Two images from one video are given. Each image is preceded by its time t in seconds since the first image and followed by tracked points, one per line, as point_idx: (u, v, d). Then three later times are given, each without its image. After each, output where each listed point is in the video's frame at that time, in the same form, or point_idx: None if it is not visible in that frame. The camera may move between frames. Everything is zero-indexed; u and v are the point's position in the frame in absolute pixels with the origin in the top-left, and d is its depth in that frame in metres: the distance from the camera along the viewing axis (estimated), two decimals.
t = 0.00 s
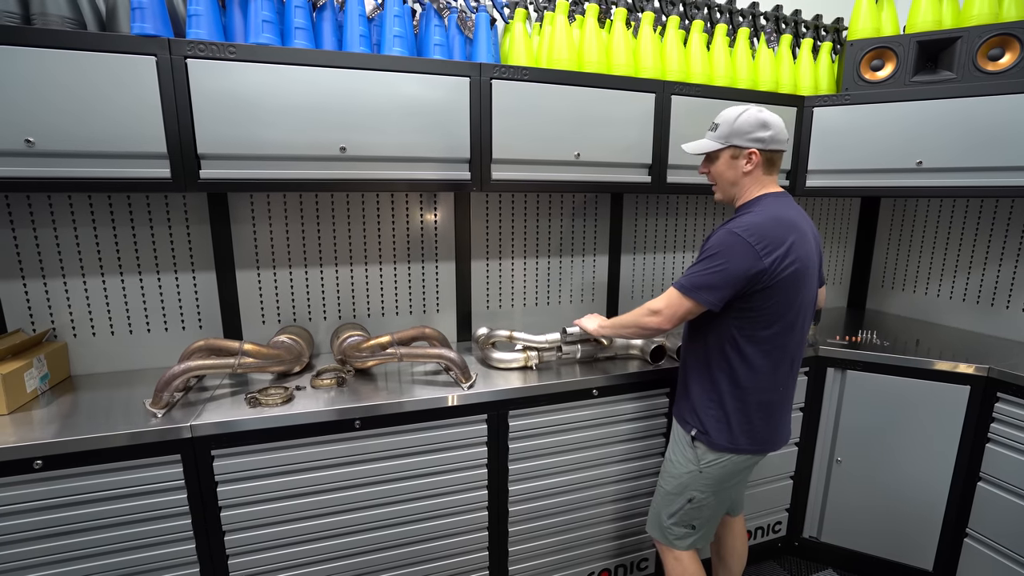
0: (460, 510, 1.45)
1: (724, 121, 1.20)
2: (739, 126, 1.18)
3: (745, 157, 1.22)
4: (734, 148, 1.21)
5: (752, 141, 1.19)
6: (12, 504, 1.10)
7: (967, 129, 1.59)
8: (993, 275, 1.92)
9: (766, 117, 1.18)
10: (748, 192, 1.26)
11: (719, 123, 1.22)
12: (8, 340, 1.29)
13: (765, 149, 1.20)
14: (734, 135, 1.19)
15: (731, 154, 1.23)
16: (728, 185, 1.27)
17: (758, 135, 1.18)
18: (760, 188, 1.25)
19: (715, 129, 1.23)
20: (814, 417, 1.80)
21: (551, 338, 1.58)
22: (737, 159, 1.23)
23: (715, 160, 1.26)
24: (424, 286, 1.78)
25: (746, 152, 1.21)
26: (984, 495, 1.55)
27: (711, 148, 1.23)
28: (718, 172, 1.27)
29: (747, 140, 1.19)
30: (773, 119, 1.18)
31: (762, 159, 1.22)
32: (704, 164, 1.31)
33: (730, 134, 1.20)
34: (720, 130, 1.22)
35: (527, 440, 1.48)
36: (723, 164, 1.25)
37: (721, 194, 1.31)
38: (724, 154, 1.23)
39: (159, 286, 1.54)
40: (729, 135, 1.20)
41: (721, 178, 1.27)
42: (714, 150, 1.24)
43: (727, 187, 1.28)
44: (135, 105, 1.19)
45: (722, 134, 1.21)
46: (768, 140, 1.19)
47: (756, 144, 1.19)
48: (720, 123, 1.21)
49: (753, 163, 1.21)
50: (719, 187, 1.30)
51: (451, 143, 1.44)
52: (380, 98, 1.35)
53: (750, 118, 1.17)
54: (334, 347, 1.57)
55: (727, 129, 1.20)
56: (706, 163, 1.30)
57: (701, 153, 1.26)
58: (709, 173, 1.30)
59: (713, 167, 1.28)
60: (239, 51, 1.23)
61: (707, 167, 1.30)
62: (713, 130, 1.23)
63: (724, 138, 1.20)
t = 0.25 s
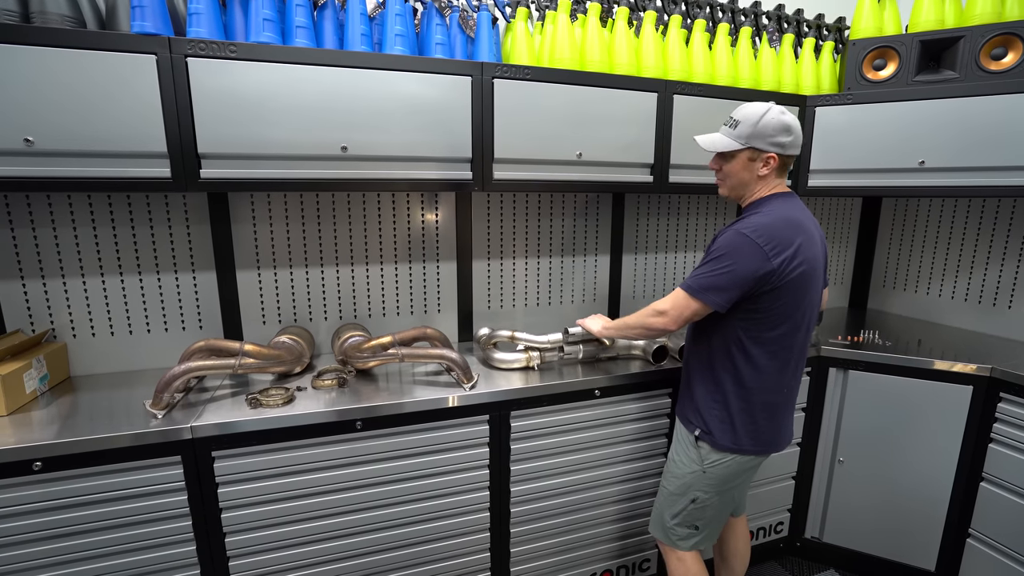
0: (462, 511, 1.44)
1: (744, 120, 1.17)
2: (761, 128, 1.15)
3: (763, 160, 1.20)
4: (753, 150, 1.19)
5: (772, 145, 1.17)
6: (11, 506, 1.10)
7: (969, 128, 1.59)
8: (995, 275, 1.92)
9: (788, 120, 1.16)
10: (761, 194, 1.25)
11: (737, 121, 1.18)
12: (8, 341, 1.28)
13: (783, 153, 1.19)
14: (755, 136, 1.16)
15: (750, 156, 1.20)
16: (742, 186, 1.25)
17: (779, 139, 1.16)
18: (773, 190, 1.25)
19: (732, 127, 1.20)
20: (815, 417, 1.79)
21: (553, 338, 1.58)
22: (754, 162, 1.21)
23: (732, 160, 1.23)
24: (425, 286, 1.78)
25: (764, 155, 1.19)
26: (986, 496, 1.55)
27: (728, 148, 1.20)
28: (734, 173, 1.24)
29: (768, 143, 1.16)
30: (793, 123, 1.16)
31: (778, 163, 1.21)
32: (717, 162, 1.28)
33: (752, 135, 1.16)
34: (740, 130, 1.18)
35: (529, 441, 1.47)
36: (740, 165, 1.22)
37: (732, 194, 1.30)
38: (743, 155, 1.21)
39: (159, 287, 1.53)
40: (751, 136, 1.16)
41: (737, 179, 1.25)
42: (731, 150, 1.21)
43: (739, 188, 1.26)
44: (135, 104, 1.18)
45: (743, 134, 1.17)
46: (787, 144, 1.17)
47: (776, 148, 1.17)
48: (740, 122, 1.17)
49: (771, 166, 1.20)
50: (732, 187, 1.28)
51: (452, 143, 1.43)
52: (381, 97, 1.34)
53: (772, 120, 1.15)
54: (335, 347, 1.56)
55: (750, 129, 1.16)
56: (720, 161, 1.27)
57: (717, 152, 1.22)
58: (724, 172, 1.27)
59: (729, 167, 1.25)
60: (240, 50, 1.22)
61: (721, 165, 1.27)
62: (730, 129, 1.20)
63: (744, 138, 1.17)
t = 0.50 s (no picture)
0: (463, 512, 1.44)
1: (760, 122, 1.15)
2: (777, 131, 1.14)
3: (777, 163, 1.19)
4: (767, 153, 1.18)
5: (786, 148, 1.16)
6: (11, 507, 1.09)
7: (971, 127, 1.58)
8: (996, 275, 1.91)
9: (803, 123, 1.15)
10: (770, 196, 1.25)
11: (752, 122, 1.17)
12: (7, 341, 1.27)
13: (796, 156, 1.18)
14: (770, 138, 1.15)
15: (764, 158, 1.19)
16: (753, 188, 1.24)
17: (793, 142, 1.16)
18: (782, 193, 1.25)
19: (746, 127, 1.18)
20: (817, 417, 1.79)
21: (554, 338, 1.57)
22: (768, 164, 1.20)
23: (744, 161, 1.22)
24: (426, 286, 1.77)
25: (778, 158, 1.19)
26: (988, 496, 1.54)
27: (742, 148, 1.19)
28: (746, 174, 1.23)
29: (782, 146, 1.16)
30: (807, 126, 1.16)
31: (791, 167, 1.21)
32: (728, 162, 1.26)
33: (767, 137, 1.15)
34: (755, 130, 1.17)
35: (530, 441, 1.47)
36: (753, 167, 1.21)
37: (741, 195, 1.29)
38: (756, 157, 1.20)
39: (159, 287, 1.52)
40: (766, 138, 1.15)
41: (749, 180, 1.24)
42: (745, 150, 1.20)
43: (749, 189, 1.26)
44: (135, 104, 1.18)
45: (758, 135, 1.16)
46: (800, 148, 1.17)
47: (789, 151, 1.17)
48: (755, 123, 1.16)
49: (783, 169, 1.20)
50: (742, 188, 1.27)
51: (452, 142, 1.42)
52: (382, 97, 1.34)
53: (787, 123, 1.14)
54: (335, 348, 1.56)
55: (766, 130, 1.14)
56: (732, 161, 1.25)
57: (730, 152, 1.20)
58: (735, 173, 1.25)
59: (741, 168, 1.23)
60: (240, 50, 1.22)
61: (732, 165, 1.25)
62: (745, 129, 1.18)
63: (760, 140, 1.16)
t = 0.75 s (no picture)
0: (463, 513, 1.44)
1: (769, 122, 1.14)
2: (786, 132, 1.14)
3: (784, 164, 1.19)
4: (774, 154, 1.18)
5: (794, 150, 1.16)
6: (8, 508, 1.09)
7: (972, 127, 1.58)
8: (997, 276, 1.91)
9: (810, 125, 1.15)
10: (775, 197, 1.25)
11: (760, 122, 1.16)
12: (5, 342, 1.27)
13: (802, 158, 1.18)
14: (778, 140, 1.15)
15: (772, 159, 1.19)
16: (760, 189, 1.24)
17: (801, 144, 1.15)
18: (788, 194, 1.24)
19: (755, 127, 1.17)
20: (818, 418, 1.79)
21: (554, 339, 1.57)
22: (775, 165, 1.19)
23: (751, 162, 1.21)
24: (426, 286, 1.77)
25: (785, 159, 1.18)
26: (989, 497, 1.54)
27: (750, 149, 1.18)
28: (753, 175, 1.22)
29: (790, 148, 1.15)
30: (815, 128, 1.16)
31: (797, 168, 1.20)
32: (735, 162, 1.25)
33: (776, 138, 1.14)
34: (764, 131, 1.16)
35: (530, 442, 1.46)
36: (761, 168, 1.20)
37: (746, 195, 1.28)
38: (764, 158, 1.19)
39: (158, 287, 1.52)
40: (775, 139, 1.14)
41: (756, 181, 1.23)
42: (753, 151, 1.19)
43: (754, 189, 1.25)
44: (133, 103, 1.17)
45: (767, 135, 1.15)
46: (807, 149, 1.17)
47: (797, 152, 1.16)
48: (764, 124, 1.15)
49: (790, 170, 1.20)
50: (748, 189, 1.26)
51: (452, 142, 1.42)
52: (381, 96, 1.33)
53: (795, 124, 1.14)
54: (335, 348, 1.55)
55: (775, 131, 1.14)
56: (738, 161, 1.24)
57: (738, 152, 1.19)
58: (741, 173, 1.24)
59: (748, 169, 1.22)
60: (239, 49, 1.21)
61: (739, 165, 1.24)
62: (753, 130, 1.17)
63: (768, 141, 1.15)
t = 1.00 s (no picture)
0: (464, 514, 1.43)
1: (759, 121, 1.14)
2: (777, 130, 1.13)
3: (776, 162, 1.18)
4: (767, 152, 1.17)
5: (786, 147, 1.15)
6: (7, 509, 1.08)
7: (972, 127, 1.58)
8: (997, 275, 1.91)
9: (801, 121, 1.14)
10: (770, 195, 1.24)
11: (751, 121, 1.16)
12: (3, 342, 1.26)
13: (795, 155, 1.18)
14: (770, 138, 1.14)
15: (764, 157, 1.18)
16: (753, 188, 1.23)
17: (793, 141, 1.15)
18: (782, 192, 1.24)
19: (746, 127, 1.17)
20: (818, 418, 1.79)
21: (555, 339, 1.58)
22: (767, 163, 1.19)
23: (744, 161, 1.21)
24: (426, 286, 1.76)
25: (777, 157, 1.18)
26: (991, 497, 1.54)
27: (742, 148, 1.18)
28: (746, 174, 1.22)
29: (782, 145, 1.15)
30: (806, 124, 1.15)
31: (790, 165, 1.20)
32: (728, 162, 1.25)
33: (767, 137, 1.14)
34: (755, 130, 1.15)
35: (531, 442, 1.46)
36: (753, 166, 1.20)
37: (740, 195, 1.28)
38: (756, 156, 1.19)
39: (157, 287, 1.51)
40: (767, 137, 1.14)
41: (749, 180, 1.22)
42: (745, 150, 1.19)
43: (748, 188, 1.25)
44: (132, 102, 1.16)
45: (759, 134, 1.15)
46: (799, 146, 1.16)
47: (788, 149, 1.16)
48: (754, 123, 1.15)
49: (783, 168, 1.19)
50: (742, 189, 1.25)
51: (452, 141, 1.41)
52: (381, 96, 1.33)
53: (787, 121, 1.13)
54: (335, 348, 1.55)
55: (766, 130, 1.13)
56: (731, 161, 1.24)
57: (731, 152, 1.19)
58: (735, 173, 1.24)
59: (741, 168, 1.22)
60: (238, 48, 1.21)
61: (731, 165, 1.24)
62: (744, 129, 1.17)
63: (760, 139, 1.15)
